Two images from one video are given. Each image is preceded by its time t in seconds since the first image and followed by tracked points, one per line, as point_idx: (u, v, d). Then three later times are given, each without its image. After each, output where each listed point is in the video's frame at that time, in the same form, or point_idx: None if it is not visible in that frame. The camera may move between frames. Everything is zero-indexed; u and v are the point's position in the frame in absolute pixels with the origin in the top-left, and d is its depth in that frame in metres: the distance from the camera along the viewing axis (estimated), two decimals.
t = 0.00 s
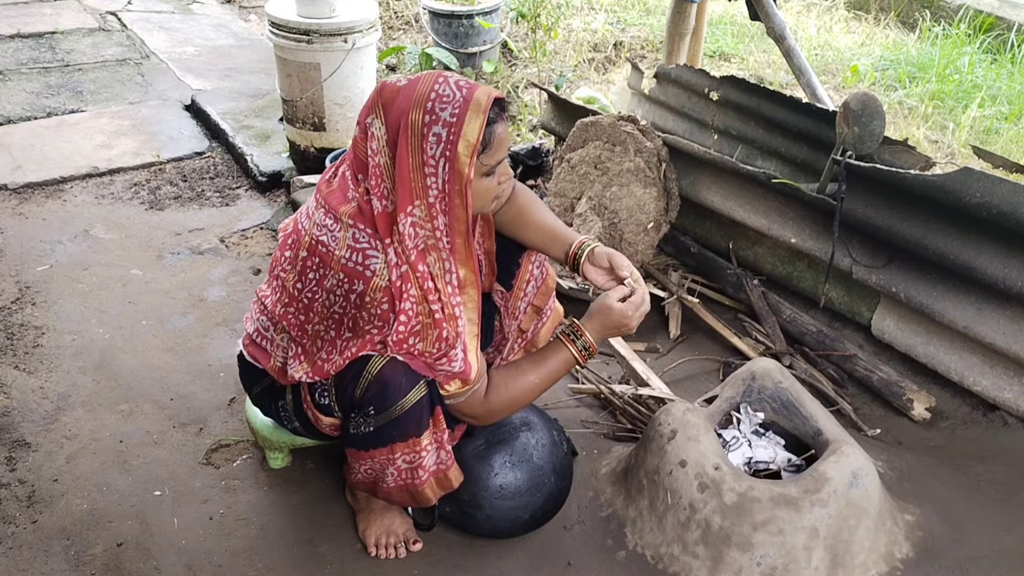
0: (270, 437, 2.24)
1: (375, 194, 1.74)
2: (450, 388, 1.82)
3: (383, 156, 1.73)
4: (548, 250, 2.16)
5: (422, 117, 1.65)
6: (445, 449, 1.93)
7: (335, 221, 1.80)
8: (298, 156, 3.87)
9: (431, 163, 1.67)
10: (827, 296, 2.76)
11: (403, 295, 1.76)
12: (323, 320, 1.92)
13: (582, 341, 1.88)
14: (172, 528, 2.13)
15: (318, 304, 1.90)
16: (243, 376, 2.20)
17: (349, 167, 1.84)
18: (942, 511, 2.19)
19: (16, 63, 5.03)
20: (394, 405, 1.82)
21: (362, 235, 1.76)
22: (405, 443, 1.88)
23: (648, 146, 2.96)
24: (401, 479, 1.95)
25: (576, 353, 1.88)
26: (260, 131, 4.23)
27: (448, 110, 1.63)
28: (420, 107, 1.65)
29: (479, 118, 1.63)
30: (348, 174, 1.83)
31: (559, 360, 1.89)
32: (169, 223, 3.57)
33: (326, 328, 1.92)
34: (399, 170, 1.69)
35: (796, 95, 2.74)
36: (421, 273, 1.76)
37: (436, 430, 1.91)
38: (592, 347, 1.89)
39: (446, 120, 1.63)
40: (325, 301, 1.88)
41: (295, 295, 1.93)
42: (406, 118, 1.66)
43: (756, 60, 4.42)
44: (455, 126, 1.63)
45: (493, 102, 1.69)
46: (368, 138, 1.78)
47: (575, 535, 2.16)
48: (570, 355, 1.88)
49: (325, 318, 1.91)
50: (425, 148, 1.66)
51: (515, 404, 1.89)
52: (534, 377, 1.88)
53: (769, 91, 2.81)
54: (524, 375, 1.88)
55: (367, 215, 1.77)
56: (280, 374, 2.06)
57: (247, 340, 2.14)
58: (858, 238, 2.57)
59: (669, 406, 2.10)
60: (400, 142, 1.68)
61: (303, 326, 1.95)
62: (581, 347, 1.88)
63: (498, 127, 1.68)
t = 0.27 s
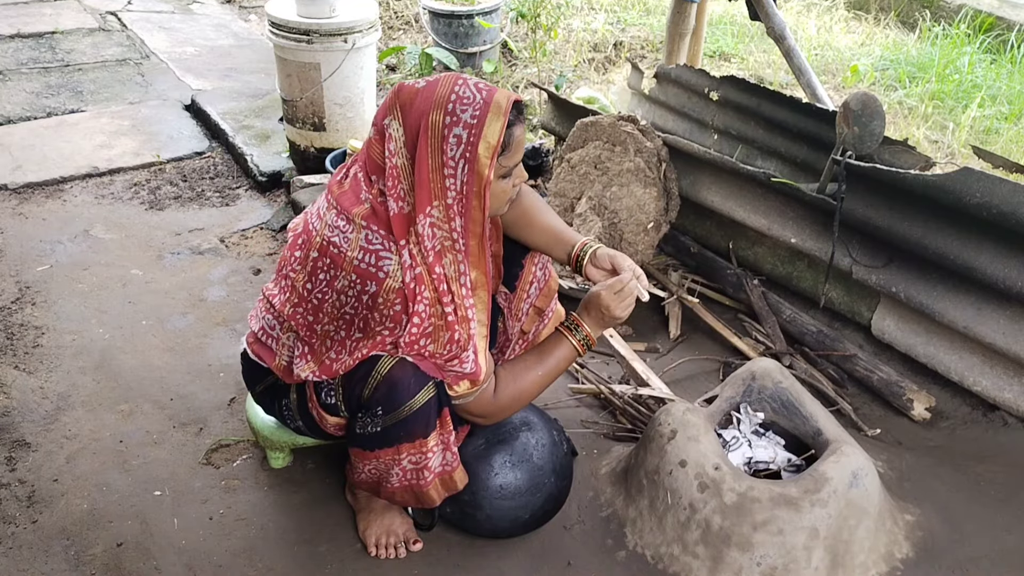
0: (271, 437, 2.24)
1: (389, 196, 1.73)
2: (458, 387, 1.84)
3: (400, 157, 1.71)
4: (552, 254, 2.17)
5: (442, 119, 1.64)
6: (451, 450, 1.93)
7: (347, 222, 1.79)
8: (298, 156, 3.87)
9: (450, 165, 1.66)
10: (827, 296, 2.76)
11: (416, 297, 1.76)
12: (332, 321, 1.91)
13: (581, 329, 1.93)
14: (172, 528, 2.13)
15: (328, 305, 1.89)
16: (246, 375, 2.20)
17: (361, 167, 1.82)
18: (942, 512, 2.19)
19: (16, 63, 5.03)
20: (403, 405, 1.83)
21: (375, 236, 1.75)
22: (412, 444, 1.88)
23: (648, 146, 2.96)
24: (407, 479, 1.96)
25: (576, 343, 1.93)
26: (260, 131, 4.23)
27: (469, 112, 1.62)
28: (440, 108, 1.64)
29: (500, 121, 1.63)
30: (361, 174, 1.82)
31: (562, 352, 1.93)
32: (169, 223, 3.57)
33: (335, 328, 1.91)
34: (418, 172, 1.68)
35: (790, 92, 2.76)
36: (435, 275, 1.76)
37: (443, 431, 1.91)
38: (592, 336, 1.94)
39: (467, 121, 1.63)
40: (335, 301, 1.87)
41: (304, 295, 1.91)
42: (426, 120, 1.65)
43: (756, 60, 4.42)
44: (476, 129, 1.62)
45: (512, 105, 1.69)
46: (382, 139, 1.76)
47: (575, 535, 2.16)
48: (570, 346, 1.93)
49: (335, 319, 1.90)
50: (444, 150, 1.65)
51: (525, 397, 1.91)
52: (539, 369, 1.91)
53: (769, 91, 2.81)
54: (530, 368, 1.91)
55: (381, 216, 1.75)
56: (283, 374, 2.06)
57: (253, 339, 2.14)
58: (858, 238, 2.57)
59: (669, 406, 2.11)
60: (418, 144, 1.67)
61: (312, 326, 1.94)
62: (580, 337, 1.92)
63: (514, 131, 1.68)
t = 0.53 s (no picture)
0: (271, 436, 2.24)
1: (400, 189, 1.72)
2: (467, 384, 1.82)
3: (414, 150, 1.71)
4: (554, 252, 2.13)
5: (458, 111, 1.64)
6: (456, 451, 1.94)
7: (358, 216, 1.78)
8: (298, 156, 3.87)
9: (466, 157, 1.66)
10: (827, 296, 2.76)
11: (427, 291, 1.75)
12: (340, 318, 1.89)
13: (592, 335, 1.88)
14: (172, 528, 2.13)
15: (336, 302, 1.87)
16: (247, 373, 2.20)
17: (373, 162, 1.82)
18: (942, 512, 2.19)
19: (16, 63, 5.03)
20: (409, 406, 1.83)
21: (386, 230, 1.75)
22: (417, 444, 1.89)
23: (648, 146, 2.96)
24: (411, 480, 1.96)
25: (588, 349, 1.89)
26: (260, 131, 4.23)
27: (484, 104, 1.63)
28: (456, 100, 1.64)
29: (516, 113, 1.63)
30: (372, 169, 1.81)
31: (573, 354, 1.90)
32: (170, 223, 3.57)
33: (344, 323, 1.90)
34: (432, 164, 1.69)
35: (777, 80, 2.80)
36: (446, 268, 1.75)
37: (449, 431, 1.92)
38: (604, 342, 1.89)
39: (482, 113, 1.63)
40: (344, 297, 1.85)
41: (314, 292, 1.90)
42: (441, 111, 1.65)
43: (755, 60, 4.42)
44: (491, 120, 1.63)
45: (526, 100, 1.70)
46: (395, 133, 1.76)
47: (575, 534, 2.16)
48: (582, 352, 1.89)
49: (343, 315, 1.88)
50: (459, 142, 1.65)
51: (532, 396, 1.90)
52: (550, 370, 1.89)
53: (769, 91, 2.81)
54: (540, 369, 1.89)
55: (392, 210, 1.74)
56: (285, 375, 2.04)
57: (258, 338, 2.12)
58: (858, 238, 2.57)
59: (669, 406, 2.11)
60: (434, 136, 1.67)
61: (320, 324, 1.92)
62: (592, 344, 1.88)
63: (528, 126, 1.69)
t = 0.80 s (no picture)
0: (274, 434, 2.25)
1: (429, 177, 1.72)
2: (519, 361, 1.79)
3: (440, 137, 1.71)
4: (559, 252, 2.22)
5: (485, 100, 1.66)
6: (470, 452, 1.96)
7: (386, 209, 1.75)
8: (298, 156, 3.87)
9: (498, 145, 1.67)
10: (827, 296, 2.76)
11: (462, 275, 1.73)
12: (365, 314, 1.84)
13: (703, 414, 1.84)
14: (172, 528, 2.13)
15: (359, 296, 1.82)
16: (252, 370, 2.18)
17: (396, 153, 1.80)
18: (942, 512, 2.19)
19: (16, 63, 5.03)
20: (427, 407, 1.85)
21: (417, 219, 1.72)
22: (431, 444, 1.91)
23: (648, 146, 2.98)
24: (420, 481, 1.97)
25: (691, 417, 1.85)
26: (260, 131, 4.23)
27: (513, 92, 1.65)
28: (483, 88, 1.66)
29: (540, 111, 1.65)
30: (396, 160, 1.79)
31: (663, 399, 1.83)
32: (170, 223, 3.57)
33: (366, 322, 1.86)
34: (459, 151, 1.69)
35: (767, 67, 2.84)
36: (479, 252, 1.74)
37: (463, 433, 1.94)
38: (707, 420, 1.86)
39: (510, 101, 1.65)
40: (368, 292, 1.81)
41: (337, 286, 1.84)
42: (469, 99, 1.66)
43: (756, 60, 4.42)
44: (518, 109, 1.65)
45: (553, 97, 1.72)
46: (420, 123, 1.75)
47: (575, 534, 2.16)
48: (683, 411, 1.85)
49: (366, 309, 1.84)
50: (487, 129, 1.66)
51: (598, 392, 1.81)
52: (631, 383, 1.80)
53: (769, 91, 2.81)
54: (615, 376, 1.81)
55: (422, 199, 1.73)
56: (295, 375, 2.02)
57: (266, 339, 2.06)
58: (858, 238, 2.57)
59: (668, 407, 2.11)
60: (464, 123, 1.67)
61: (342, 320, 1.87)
62: (698, 413, 1.84)
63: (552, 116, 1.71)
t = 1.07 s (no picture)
0: (278, 428, 2.24)
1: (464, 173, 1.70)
2: (558, 350, 1.83)
3: (476, 134, 1.70)
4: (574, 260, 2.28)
5: (525, 100, 1.65)
6: (481, 458, 1.97)
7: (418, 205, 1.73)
8: (298, 156, 3.87)
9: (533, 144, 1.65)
10: (827, 296, 2.80)
11: (500, 269, 1.71)
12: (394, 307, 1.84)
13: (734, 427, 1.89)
14: (172, 528, 2.13)
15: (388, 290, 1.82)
16: (261, 361, 2.17)
17: (430, 148, 1.79)
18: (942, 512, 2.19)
19: (16, 63, 5.03)
20: (444, 411, 1.88)
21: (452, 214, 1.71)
22: (444, 447, 1.92)
23: (649, 146, 3.03)
24: (429, 483, 1.97)
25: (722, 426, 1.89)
26: (260, 131, 4.23)
27: (553, 94, 1.64)
28: (523, 89, 1.65)
29: (579, 114, 1.64)
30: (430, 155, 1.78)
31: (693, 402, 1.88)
32: (170, 223, 3.57)
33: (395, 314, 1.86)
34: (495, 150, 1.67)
35: (734, 68, 2.93)
36: (514, 247, 1.73)
37: (476, 438, 1.96)
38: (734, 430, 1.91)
39: (550, 103, 1.64)
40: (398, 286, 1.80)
41: (366, 281, 1.83)
42: (508, 99, 1.65)
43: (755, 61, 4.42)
44: (557, 112, 1.63)
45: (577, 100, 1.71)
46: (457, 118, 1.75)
47: (576, 534, 2.16)
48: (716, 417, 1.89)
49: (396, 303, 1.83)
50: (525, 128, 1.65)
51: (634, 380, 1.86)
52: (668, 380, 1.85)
53: (769, 91, 2.73)
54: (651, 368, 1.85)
55: (456, 195, 1.72)
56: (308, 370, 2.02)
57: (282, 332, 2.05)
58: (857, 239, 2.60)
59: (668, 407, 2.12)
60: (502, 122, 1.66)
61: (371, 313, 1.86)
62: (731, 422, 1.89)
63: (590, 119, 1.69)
